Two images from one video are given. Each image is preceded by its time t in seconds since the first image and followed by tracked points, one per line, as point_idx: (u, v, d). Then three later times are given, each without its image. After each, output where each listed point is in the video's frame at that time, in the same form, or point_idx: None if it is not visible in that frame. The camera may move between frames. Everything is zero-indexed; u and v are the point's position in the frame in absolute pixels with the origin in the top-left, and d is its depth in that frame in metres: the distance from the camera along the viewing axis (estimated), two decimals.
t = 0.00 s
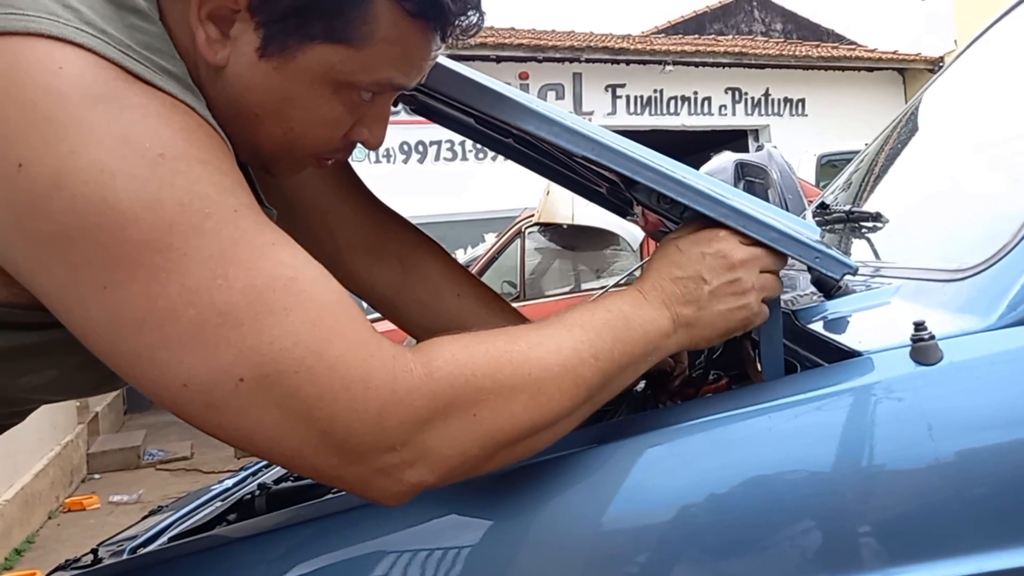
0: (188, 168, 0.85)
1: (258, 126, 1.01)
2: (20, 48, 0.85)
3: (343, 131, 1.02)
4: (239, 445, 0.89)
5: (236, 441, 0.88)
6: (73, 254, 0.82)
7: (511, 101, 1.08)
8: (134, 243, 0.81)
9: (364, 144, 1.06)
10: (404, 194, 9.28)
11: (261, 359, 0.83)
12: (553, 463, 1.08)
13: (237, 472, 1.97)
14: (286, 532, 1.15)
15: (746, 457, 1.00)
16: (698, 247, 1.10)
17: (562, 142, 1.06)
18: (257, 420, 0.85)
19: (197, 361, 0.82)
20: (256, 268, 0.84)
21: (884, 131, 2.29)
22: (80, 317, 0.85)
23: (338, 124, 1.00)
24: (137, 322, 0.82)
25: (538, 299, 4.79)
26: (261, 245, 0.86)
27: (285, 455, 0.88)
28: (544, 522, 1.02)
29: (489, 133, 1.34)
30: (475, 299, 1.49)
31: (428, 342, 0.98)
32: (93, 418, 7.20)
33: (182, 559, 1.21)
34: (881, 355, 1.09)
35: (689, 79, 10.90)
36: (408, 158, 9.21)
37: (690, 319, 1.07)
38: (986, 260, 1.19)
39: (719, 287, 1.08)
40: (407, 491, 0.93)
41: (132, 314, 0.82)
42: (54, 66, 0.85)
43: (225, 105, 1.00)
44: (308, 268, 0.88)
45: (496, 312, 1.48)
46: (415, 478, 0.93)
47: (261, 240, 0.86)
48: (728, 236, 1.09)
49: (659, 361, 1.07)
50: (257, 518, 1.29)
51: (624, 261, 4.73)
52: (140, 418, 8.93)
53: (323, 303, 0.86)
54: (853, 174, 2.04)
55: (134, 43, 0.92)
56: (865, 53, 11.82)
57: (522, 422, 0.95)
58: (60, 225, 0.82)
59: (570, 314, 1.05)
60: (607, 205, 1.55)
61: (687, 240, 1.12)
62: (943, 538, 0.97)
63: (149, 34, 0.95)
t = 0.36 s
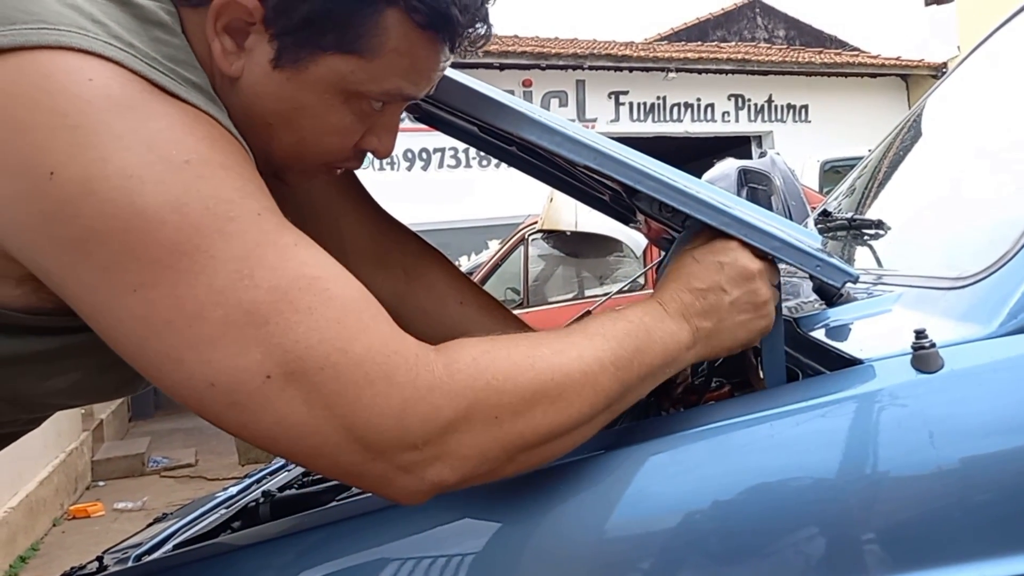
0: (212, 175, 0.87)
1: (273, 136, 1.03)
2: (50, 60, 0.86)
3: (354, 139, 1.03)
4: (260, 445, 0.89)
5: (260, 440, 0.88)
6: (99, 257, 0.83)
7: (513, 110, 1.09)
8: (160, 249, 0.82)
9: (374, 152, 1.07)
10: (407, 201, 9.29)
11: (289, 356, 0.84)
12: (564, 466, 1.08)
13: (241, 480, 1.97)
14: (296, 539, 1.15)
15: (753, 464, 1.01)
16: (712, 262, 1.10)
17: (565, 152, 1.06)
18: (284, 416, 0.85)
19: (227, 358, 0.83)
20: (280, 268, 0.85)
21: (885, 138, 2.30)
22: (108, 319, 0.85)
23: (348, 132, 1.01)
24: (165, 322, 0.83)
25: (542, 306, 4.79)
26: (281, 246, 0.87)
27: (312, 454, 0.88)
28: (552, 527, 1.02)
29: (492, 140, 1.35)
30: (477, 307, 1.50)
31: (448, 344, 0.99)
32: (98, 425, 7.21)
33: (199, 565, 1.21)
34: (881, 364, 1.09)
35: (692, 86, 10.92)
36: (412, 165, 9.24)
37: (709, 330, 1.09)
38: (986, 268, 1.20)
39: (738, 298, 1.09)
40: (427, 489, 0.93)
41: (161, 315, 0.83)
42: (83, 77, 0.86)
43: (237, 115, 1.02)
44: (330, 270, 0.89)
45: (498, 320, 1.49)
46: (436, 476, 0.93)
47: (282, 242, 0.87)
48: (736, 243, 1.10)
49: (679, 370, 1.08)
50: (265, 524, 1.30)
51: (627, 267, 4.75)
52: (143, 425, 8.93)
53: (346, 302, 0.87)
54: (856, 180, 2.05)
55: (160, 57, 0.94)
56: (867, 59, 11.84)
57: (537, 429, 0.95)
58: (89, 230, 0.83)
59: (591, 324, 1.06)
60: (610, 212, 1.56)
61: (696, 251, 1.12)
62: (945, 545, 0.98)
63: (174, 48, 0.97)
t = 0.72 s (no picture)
0: (212, 171, 0.87)
1: (275, 134, 1.03)
2: (54, 52, 0.86)
3: (359, 134, 1.03)
4: (242, 451, 0.90)
5: (241, 446, 0.88)
6: (97, 250, 0.83)
7: (512, 114, 1.09)
8: (158, 243, 0.83)
9: (376, 149, 1.08)
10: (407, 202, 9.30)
11: (270, 360, 0.84)
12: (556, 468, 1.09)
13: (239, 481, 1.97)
14: (293, 540, 1.15)
15: (753, 465, 1.01)
16: (707, 265, 1.10)
17: (562, 154, 1.07)
18: (265, 419, 0.86)
19: (212, 358, 0.84)
20: (272, 268, 0.86)
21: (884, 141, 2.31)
22: (101, 314, 0.85)
23: (352, 128, 1.02)
24: (156, 318, 0.84)
25: (542, 307, 4.79)
26: (274, 247, 0.88)
27: (289, 462, 0.89)
28: (545, 528, 1.02)
29: (492, 143, 1.35)
30: (476, 308, 1.50)
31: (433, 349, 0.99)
32: (97, 426, 7.21)
33: (198, 566, 1.21)
34: (878, 365, 1.09)
35: (691, 88, 10.93)
36: (412, 167, 9.25)
37: (689, 341, 1.09)
38: (982, 269, 1.20)
39: (723, 316, 1.09)
40: (406, 500, 0.94)
41: (155, 309, 0.83)
42: (87, 70, 0.86)
43: (241, 106, 1.02)
44: (321, 276, 0.90)
45: (496, 320, 1.49)
46: (414, 486, 0.93)
47: (274, 243, 0.88)
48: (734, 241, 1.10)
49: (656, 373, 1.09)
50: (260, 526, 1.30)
51: (627, 269, 4.76)
52: (143, 426, 8.93)
53: (333, 308, 0.88)
54: (854, 182, 2.05)
55: (163, 53, 0.94)
56: (867, 61, 11.85)
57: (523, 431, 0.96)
58: (90, 224, 0.83)
59: (571, 324, 1.06)
60: (610, 214, 1.56)
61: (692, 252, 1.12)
62: (943, 547, 0.98)
63: (178, 45, 0.97)
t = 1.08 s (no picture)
0: (217, 170, 0.87)
1: (280, 138, 1.03)
2: (61, 56, 0.86)
3: (362, 138, 1.03)
4: (263, 443, 0.89)
5: (261, 437, 0.88)
6: (106, 249, 0.83)
7: (516, 113, 1.09)
8: (166, 241, 0.83)
9: (381, 152, 1.07)
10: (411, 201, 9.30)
11: (288, 351, 0.84)
12: (562, 465, 1.08)
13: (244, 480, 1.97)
14: (299, 538, 1.15)
15: (756, 464, 1.01)
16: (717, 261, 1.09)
17: (565, 153, 1.07)
18: (284, 411, 0.86)
19: (228, 352, 0.84)
20: (284, 263, 0.86)
21: (888, 137, 2.30)
22: (113, 315, 0.86)
23: (354, 131, 1.02)
24: (169, 317, 0.84)
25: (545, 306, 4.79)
26: (283, 242, 0.87)
27: (309, 453, 0.89)
28: (548, 526, 1.02)
29: (493, 141, 1.35)
30: (479, 307, 1.50)
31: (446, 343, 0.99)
32: (102, 426, 7.22)
33: (206, 564, 1.21)
34: (881, 364, 1.09)
35: (695, 86, 10.91)
36: (415, 166, 9.26)
37: (710, 330, 1.08)
38: (987, 268, 1.19)
39: (744, 297, 1.09)
40: (428, 489, 0.94)
41: (166, 308, 0.84)
42: (92, 73, 0.86)
43: (245, 111, 1.02)
44: (333, 267, 0.90)
45: (499, 319, 1.49)
46: (437, 474, 0.93)
47: (284, 238, 0.88)
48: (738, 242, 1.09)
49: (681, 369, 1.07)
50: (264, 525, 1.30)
51: (631, 267, 4.77)
52: (148, 426, 8.94)
53: (347, 299, 0.88)
54: (859, 179, 2.05)
55: (168, 55, 0.94)
56: (871, 58, 11.81)
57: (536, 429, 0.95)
58: (96, 224, 0.83)
59: (585, 324, 1.05)
60: (612, 213, 1.56)
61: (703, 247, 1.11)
62: (948, 546, 0.98)
63: (183, 47, 0.97)
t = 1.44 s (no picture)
0: (219, 176, 0.87)
1: (281, 143, 1.03)
2: (65, 58, 0.87)
3: (366, 142, 1.03)
4: (247, 452, 0.90)
5: (244, 447, 0.88)
6: (106, 253, 0.84)
7: (519, 115, 1.09)
8: (167, 245, 0.83)
9: (385, 157, 1.07)
10: (413, 202, 9.31)
11: (276, 366, 0.84)
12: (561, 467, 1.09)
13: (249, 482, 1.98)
14: (302, 539, 1.16)
15: (759, 464, 1.01)
16: (714, 276, 1.09)
17: (567, 154, 1.07)
18: (269, 425, 0.86)
19: (216, 364, 0.84)
20: (277, 275, 0.86)
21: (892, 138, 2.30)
22: (111, 320, 0.86)
23: (358, 136, 1.01)
24: (162, 325, 0.84)
25: (548, 307, 4.79)
26: (282, 253, 0.88)
27: (292, 466, 0.89)
28: (551, 527, 1.02)
29: (497, 142, 1.35)
30: (483, 308, 1.50)
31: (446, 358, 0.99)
32: (106, 427, 7.24)
33: (208, 566, 1.22)
34: (885, 364, 1.09)
35: (697, 86, 10.91)
36: (418, 167, 9.27)
37: (699, 345, 1.08)
38: (991, 268, 1.19)
39: (733, 329, 1.09)
40: (408, 506, 0.94)
41: (162, 315, 0.84)
42: (96, 76, 0.87)
43: (248, 117, 1.03)
44: (325, 281, 0.90)
45: (502, 320, 1.49)
46: (417, 492, 0.93)
47: (283, 249, 0.88)
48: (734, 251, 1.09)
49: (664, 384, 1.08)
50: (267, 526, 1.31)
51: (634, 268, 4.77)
52: (152, 428, 8.96)
53: (337, 315, 0.88)
54: (863, 179, 2.04)
55: (171, 59, 0.95)
56: (874, 58, 11.80)
57: (532, 438, 0.96)
58: (98, 228, 0.83)
59: (581, 338, 1.05)
60: (616, 214, 1.56)
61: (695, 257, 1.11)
62: (954, 546, 0.98)
63: (187, 51, 0.98)
